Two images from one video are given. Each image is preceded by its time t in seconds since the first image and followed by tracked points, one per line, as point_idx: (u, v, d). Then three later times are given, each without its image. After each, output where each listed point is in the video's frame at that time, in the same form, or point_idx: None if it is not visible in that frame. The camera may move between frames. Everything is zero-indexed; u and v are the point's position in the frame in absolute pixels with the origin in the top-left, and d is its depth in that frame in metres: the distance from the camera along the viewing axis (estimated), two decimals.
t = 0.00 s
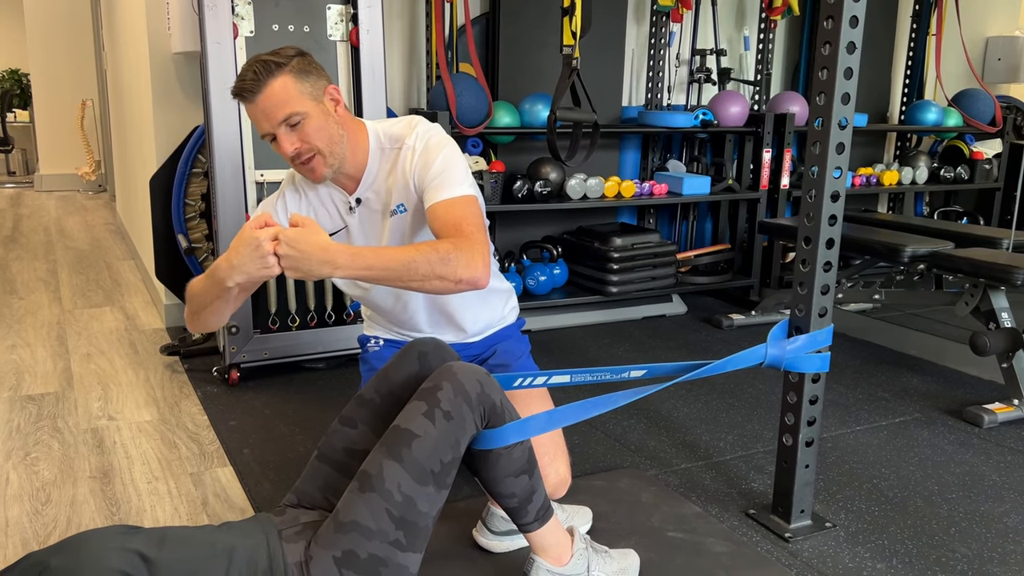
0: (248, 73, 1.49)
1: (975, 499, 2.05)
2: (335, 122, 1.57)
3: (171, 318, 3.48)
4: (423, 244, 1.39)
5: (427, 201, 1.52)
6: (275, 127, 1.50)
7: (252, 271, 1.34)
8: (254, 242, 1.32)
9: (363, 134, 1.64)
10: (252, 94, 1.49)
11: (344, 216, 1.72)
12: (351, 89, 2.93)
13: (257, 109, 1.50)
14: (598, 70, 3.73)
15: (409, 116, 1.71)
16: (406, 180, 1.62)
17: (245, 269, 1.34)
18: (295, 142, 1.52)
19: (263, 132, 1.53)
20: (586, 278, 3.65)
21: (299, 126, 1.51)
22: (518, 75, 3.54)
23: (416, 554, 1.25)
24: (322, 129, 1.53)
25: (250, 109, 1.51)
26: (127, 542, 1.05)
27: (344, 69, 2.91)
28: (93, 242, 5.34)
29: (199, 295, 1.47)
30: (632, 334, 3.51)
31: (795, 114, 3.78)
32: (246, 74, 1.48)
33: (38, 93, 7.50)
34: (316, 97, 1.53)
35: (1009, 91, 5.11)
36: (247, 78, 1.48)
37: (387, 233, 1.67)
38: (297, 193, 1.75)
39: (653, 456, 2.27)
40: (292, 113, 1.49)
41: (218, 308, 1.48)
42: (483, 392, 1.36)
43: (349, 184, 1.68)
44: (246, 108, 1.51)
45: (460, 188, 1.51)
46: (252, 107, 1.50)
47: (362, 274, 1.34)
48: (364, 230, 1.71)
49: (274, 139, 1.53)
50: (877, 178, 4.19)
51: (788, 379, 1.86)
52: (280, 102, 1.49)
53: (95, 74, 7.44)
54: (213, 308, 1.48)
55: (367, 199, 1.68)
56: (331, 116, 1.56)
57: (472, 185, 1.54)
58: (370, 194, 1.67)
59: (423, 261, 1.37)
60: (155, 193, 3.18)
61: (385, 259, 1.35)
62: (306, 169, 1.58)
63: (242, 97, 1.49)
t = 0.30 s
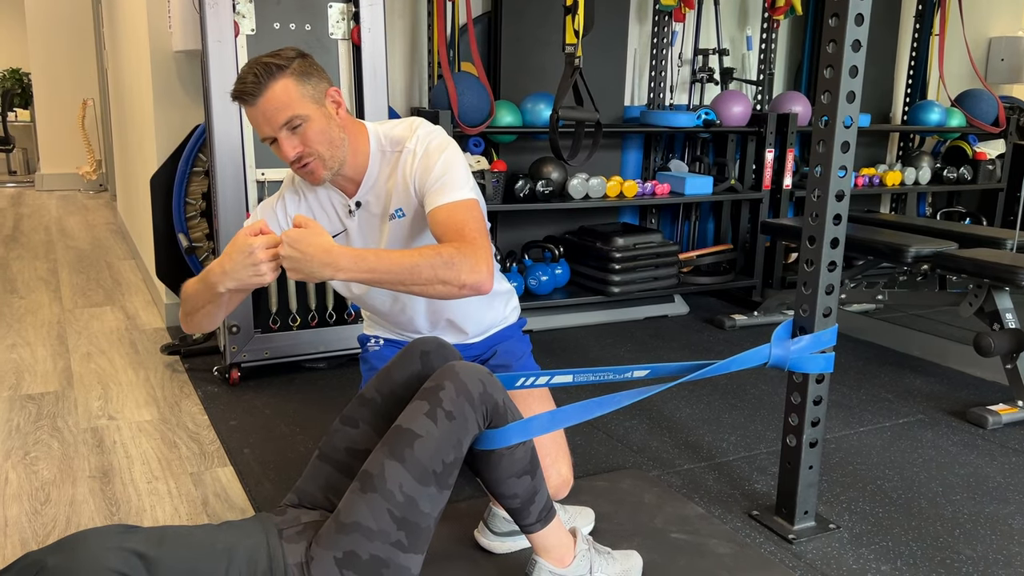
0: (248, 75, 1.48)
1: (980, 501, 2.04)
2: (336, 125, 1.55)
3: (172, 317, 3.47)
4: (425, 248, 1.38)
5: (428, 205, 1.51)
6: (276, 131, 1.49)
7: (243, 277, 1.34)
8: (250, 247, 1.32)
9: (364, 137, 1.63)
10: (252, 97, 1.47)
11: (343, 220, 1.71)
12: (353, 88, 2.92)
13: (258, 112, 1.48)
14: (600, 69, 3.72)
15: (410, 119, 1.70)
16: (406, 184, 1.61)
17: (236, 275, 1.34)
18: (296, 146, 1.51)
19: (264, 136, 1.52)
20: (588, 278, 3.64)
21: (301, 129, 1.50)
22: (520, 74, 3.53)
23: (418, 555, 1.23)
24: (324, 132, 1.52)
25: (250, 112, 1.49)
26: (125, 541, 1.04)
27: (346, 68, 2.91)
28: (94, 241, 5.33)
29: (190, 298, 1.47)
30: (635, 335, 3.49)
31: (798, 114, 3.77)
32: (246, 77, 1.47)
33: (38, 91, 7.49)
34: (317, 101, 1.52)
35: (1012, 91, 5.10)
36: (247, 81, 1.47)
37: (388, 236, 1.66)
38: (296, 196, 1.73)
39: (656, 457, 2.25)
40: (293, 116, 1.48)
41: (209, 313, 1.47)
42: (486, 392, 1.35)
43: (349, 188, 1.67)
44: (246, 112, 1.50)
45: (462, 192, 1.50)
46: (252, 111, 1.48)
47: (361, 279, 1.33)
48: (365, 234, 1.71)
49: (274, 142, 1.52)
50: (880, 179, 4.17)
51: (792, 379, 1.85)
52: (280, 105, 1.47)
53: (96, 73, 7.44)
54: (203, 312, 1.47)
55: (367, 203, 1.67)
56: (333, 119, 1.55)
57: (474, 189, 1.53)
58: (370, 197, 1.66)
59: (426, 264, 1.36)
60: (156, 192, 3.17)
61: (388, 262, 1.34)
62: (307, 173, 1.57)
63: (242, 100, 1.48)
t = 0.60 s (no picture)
0: (253, 76, 1.47)
1: (982, 504, 2.03)
2: (340, 127, 1.55)
3: (172, 318, 3.46)
4: (426, 253, 1.37)
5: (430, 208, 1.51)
6: (280, 132, 1.48)
7: (250, 277, 1.33)
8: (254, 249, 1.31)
9: (367, 139, 1.62)
10: (257, 98, 1.46)
11: (346, 222, 1.70)
12: (354, 88, 2.92)
13: (262, 113, 1.47)
14: (602, 70, 3.71)
15: (414, 120, 1.69)
16: (409, 187, 1.61)
17: (243, 275, 1.33)
18: (300, 147, 1.50)
19: (267, 137, 1.50)
20: (589, 279, 3.63)
21: (305, 131, 1.49)
22: (521, 74, 3.53)
23: (418, 557, 1.23)
24: (328, 133, 1.51)
25: (254, 113, 1.48)
26: (124, 543, 1.03)
27: (347, 68, 2.90)
28: (94, 241, 5.33)
29: (196, 302, 1.46)
30: (636, 336, 3.49)
31: (800, 115, 3.76)
32: (251, 78, 1.46)
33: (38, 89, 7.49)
34: (322, 102, 1.51)
35: (1014, 92, 5.09)
36: (252, 82, 1.46)
37: (390, 238, 1.66)
38: (299, 198, 1.72)
39: (657, 459, 2.25)
40: (297, 117, 1.47)
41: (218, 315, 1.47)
42: (486, 393, 1.34)
43: (352, 190, 1.66)
44: (251, 112, 1.49)
45: (463, 195, 1.49)
46: (257, 111, 1.47)
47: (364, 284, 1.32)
48: (366, 237, 1.70)
49: (278, 143, 1.51)
50: (881, 180, 4.15)
51: (794, 381, 1.84)
52: (285, 106, 1.46)
53: (96, 72, 7.43)
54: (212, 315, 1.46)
55: (370, 205, 1.66)
56: (337, 121, 1.54)
57: (476, 192, 1.52)
58: (373, 200, 1.66)
59: (427, 269, 1.35)
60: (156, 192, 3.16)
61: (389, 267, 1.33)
62: (310, 175, 1.56)
63: (246, 101, 1.47)
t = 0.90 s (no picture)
0: (259, 70, 1.46)
1: (984, 506, 2.02)
2: (345, 125, 1.54)
3: (172, 318, 3.46)
4: (431, 270, 1.34)
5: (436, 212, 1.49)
6: (284, 128, 1.47)
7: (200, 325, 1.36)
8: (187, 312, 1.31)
9: (374, 137, 1.62)
10: (262, 92, 1.46)
11: (350, 220, 1.69)
12: (355, 88, 2.91)
13: (267, 108, 1.47)
14: (603, 71, 3.70)
15: (423, 121, 1.68)
16: (416, 187, 1.60)
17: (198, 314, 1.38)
18: (303, 144, 1.50)
19: (271, 132, 1.50)
20: (590, 280, 3.61)
21: (308, 128, 1.48)
22: (523, 75, 3.52)
23: (418, 560, 1.22)
24: (332, 131, 1.50)
25: (259, 107, 1.48)
26: (123, 545, 1.02)
27: (348, 68, 2.90)
28: (94, 241, 5.32)
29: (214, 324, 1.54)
30: (636, 337, 3.48)
31: (801, 116, 3.75)
32: (257, 73, 1.46)
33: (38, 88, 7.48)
34: (328, 100, 1.50)
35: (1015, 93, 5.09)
36: (257, 77, 1.45)
37: (394, 237, 1.64)
38: (304, 198, 1.71)
39: (658, 461, 2.24)
40: (302, 114, 1.47)
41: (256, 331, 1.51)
42: (487, 395, 1.34)
43: (357, 187, 1.65)
44: (256, 106, 1.49)
45: (469, 201, 1.48)
46: (261, 106, 1.47)
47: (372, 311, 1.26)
48: (370, 236, 1.68)
49: (282, 139, 1.51)
50: (882, 181, 4.14)
51: (796, 384, 1.83)
52: (289, 103, 1.46)
53: (97, 72, 7.43)
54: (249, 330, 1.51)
55: (375, 203, 1.65)
56: (342, 119, 1.53)
57: (483, 198, 1.51)
58: (378, 198, 1.65)
59: (436, 287, 1.32)
60: (156, 191, 3.15)
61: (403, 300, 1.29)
62: (314, 172, 1.55)
63: (252, 95, 1.47)
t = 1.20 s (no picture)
0: (264, 71, 1.46)
1: (986, 508, 2.02)
2: (350, 124, 1.53)
3: (172, 317, 3.45)
4: (439, 266, 1.34)
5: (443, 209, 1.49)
6: (289, 128, 1.47)
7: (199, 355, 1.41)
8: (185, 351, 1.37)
9: (378, 135, 1.61)
10: (267, 93, 1.45)
11: (356, 218, 1.67)
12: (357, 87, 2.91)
13: (272, 108, 1.46)
14: (605, 71, 3.70)
15: (426, 119, 1.68)
16: (423, 184, 1.59)
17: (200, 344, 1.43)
18: (309, 144, 1.49)
19: (277, 132, 1.50)
20: (591, 280, 3.61)
21: (314, 128, 1.47)
22: (524, 75, 3.51)
23: (418, 560, 1.22)
24: (338, 130, 1.50)
25: (265, 108, 1.48)
26: (123, 545, 1.02)
27: (350, 68, 2.89)
28: (95, 240, 5.32)
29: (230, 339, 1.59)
30: (637, 337, 3.47)
31: (803, 116, 3.74)
32: (261, 74, 1.45)
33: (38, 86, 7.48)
34: (332, 99, 1.49)
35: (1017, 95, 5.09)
36: (261, 79, 1.45)
37: (401, 235, 1.63)
38: (310, 196, 1.71)
39: (659, 462, 2.23)
40: (307, 115, 1.46)
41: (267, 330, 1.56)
42: (487, 394, 1.34)
43: (362, 185, 1.64)
44: (262, 107, 1.48)
45: (476, 198, 1.48)
46: (266, 106, 1.47)
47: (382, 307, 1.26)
48: (377, 234, 1.67)
49: (288, 139, 1.50)
50: (884, 182, 4.15)
51: (798, 384, 1.82)
52: (295, 103, 1.45)
53: (98, 72, 7.43)
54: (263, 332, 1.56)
55: (380, 201, 1.64)
56: (347, 118, 1.52)
57: (488, 195, 1.51)
58: (383, 196, 1.64)
59: (442, 283, 1.33)
60: (157, 191, 3.15)
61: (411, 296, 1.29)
62: (320, 170, 1.55)
63: (257, 95, 1.46)
